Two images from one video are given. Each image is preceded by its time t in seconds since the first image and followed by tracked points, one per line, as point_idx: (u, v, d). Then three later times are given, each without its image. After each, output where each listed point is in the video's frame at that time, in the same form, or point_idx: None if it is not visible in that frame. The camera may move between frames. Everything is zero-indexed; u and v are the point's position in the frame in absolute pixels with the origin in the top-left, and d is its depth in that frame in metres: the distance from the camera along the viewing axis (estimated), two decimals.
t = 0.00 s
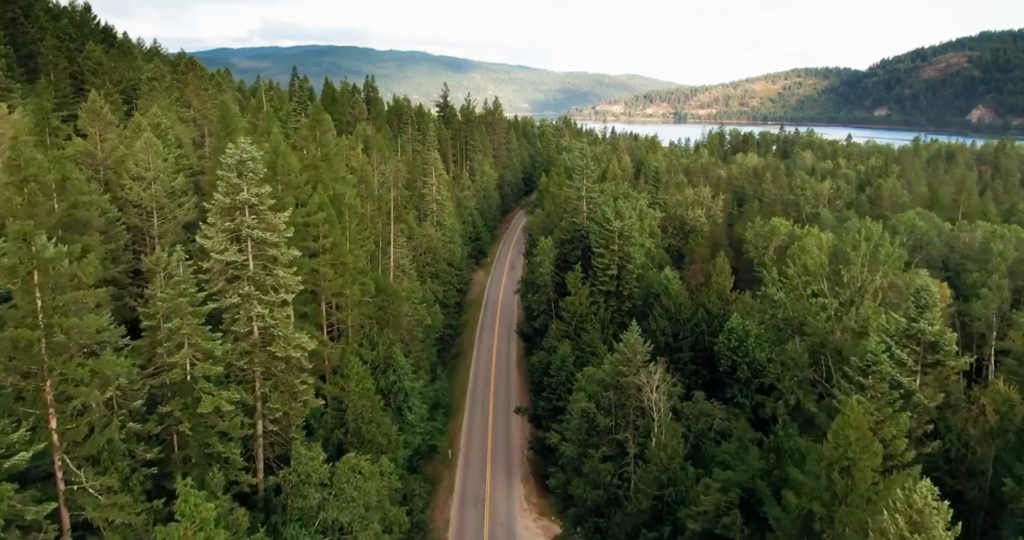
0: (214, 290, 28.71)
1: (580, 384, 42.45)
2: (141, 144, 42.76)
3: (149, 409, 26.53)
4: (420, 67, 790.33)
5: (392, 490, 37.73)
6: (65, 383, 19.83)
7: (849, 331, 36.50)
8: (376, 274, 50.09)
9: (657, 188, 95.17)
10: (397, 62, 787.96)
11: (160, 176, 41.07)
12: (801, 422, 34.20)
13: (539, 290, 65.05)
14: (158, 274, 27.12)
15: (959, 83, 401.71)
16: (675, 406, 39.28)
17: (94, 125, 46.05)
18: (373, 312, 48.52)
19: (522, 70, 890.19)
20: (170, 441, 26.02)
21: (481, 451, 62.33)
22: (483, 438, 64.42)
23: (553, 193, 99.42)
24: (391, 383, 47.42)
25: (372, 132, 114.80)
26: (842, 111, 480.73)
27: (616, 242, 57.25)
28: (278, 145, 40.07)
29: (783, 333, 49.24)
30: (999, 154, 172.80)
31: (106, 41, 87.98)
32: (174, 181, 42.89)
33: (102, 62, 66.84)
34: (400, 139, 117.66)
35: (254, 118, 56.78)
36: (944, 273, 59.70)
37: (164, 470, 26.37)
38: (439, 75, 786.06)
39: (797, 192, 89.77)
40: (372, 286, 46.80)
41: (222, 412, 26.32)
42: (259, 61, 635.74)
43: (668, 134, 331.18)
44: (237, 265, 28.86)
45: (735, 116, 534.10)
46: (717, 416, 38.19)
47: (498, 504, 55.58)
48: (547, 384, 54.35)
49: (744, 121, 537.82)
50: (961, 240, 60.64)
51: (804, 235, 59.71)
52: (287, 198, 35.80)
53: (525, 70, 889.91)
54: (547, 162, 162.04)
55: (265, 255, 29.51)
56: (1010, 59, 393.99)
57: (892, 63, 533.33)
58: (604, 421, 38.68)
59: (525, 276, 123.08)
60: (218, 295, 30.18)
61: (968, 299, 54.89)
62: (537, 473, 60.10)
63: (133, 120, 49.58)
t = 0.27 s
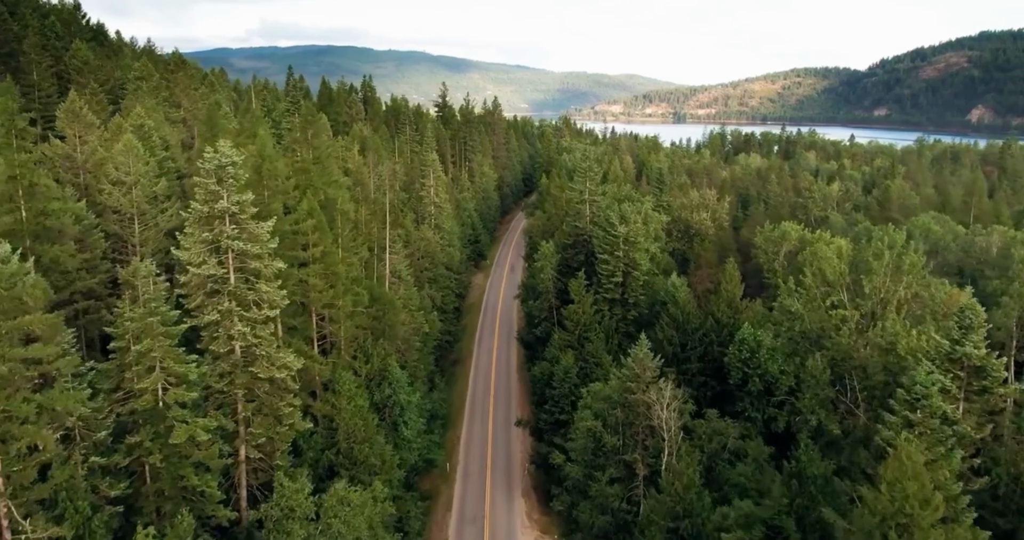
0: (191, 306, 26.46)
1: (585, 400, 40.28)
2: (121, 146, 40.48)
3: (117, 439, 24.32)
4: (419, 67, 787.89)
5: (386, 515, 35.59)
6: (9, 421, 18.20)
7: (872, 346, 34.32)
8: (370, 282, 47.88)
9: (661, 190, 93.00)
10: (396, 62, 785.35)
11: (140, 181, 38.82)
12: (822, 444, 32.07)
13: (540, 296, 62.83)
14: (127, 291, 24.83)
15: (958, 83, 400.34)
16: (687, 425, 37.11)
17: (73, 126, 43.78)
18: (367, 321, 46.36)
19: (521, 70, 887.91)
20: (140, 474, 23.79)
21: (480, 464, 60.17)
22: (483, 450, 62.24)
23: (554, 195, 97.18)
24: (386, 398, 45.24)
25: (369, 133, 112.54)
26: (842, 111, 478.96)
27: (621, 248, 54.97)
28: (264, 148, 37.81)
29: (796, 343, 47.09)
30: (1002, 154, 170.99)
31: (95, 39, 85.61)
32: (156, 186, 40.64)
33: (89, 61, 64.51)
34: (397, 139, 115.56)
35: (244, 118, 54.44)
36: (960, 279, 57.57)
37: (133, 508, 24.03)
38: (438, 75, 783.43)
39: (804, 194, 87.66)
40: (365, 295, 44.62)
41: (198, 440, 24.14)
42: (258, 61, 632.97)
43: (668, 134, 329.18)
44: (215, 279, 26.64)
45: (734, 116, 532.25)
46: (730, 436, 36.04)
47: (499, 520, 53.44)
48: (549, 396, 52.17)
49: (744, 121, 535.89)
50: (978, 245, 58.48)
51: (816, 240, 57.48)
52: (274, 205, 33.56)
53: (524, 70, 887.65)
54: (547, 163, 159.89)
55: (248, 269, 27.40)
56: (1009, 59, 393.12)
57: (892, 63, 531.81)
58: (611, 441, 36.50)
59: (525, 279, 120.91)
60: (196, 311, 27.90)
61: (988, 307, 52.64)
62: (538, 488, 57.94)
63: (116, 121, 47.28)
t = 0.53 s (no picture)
0: (159, 329, 23.81)
1: (592, 421, 37.67)
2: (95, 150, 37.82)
3: (72, 479, 21.68)
4: (419, 66, 785.35)
5: None
6: None
7: (903, 365, 31.76)
8: (363, 292, 45.29)
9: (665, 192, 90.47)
10: (395, 62, 782.55)
11: (115, 187, 36.20)
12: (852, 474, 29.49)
13: (542, 305, 60.30)
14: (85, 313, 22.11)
15: (958, 83, 398.43)
16: (702, 449, 34.55)
17: (45, 128, 41.10)
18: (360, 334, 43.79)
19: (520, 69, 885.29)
20: (98, 521, 21.16)
21: (480, 480, 57.74)
22: (482, 465, 59.81)
23: (555, 198, 94.63)
24: (381, 415, 42.73)
25: (366, 133, 109.89)
26: (842, 111, 476.95)
27: (627, 255, 52.40)
28: (248, 151, 35.16)
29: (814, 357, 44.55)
30: (1007, 155, 168.81)
31: (80, 37, 82.83)
32: (132, 192, 37.99)
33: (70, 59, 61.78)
34: (395, 140, 112.98)
35: (231, 119, 51.80)
36: (981, 287, 55.14)
37: None
38: (437, 75, 780.79)
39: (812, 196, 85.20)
40: (357, 307, 42.03)
41: (164, 482, 21.55)
42: (256, 61, 630.02)
43: (668, 134, 326.92)
44: (186, 298, 23.97)
45: (734, 116, 530.04)
46: (749, 462, 33.49)
47: None
48: (552, 412, 49.65)
49: (743, 121, 533.85)
50: (1000, 251, 56.04)
51: (831, 246, 54.97)
52: (256, 214, 30.92)
53: (523, 70, 885.14)
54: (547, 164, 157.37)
55: (223, 286, 24.80)
56: (1009, 59, 391.71)
57: (892, 62, 529.95)
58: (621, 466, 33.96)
59: (525, 284, 118.35)
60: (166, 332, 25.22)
61: (1013, 317, 50.20)
62: (540, 505, 55.48)
63: (93, 122, 44.59)
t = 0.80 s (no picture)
0: (126, 353, 21.61)
1: (599, 441, 35.48)
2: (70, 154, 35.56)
3: (24, 524, 19.46)
4: (418, 66, 782.80)
5: None
6: None
7: (933, 384, 29.60)
8: (357, 301, 43.08)
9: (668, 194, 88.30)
10: (394, 62, 780.65)
11: (90, 193, 33.95)
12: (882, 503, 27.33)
13: (544, 312, 58.11)
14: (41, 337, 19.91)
15: (958, 83, 396.74)
16: (717, 472, 32.41)
17: (19, 131, 38.85)
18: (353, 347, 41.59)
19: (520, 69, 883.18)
20: None
21: (480, 495, 55.66)
22: (482, 478, 57.76)
23: (556, 201, 92.43)
24: (375, 432, 40.59)
25: (362, 134, 107.62)
26: (842, 110, 475.08)
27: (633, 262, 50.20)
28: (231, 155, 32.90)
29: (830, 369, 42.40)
30: (1011, 155, 166.86)
31: (67, 36, 80.43)
32: (109, 198, 35.72)
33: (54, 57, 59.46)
34: (392, 141, 110.72)
35: (219, 121, 49.48)
36: (1001, 294, 53.03)
37: None
38: (436, 75, 779.15)
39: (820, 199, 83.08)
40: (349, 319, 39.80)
41: (127, 526, 19.35)
42: (254, 61, 627.63)
43: (668, 134, 325.26)
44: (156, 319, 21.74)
45: (733, 116, 527.91)
46: (767, 487, 31.34)
47: None
48: (555, 426, 47.51)
49: (743, 121, 532.05)
50: (1019, 256, 53.91)
51: (845, 251, 52.83)
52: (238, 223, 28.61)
53: (523, 70, 883.04)
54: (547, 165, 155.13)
55: (197, 305, 22.59)
56: (1008, 59, 390.40)
57: (891, 62, 528.36)
58: (630, 492, 31.80)
59: (525, 286, 116.19)
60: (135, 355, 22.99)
61: None
62: (543, 522, 53.42)
63: (71, 124, 42.29)
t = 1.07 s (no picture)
0: (80, 387, 19.06)
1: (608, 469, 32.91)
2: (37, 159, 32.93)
3: None
4: (416, 66, 779.94)
5: None
6: None
7: (977, 412, 27.06)
8: (348, 314, 40.48)
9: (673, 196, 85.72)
10: (394, 62, 777.95)
11: (56, 201, 31.30)
12: None
13: (547, 323, 55.49)
14: None
15: (958, 83, 394.64)
16: (736, 504, 29.90)
17: None
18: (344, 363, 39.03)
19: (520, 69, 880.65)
20: None
21: (479, 515, 53.32)
22: (482, 497, 55.42)
23: (558, 203, 89.87)
24: (368, 455, 38.05)
25: (359, 135, 104.94)
26: (842, 110, 472.85)
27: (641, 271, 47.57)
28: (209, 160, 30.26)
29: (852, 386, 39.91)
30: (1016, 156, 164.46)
31: (52, 34, 77.74)
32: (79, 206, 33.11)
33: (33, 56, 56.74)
34: (389, 143, 108.11)
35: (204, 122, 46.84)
36: None
37: None
38: (436, 75, 776.75)
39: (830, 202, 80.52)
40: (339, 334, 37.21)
41: None
42: (252, 62, 624.84)
43: (669, 134, 322.99)
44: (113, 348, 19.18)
45: (733, 116, 525.64)
46: (792, 521, 28.82)
47: None
48: (559, 445, 45.00)
49: (742, 121, 530.01)
50: None
51: (863, 259, 50.24)
52: (214, 236, 25.91)
53: (522, 70, 880.58)
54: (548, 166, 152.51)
55: (160, 332, 20.05)
56: (1009, 59, 388.53)
57: (891, 62, 526.28)
58: (643, 526, 29.28)
59: (526, 291, 113.77)
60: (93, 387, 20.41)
61: None
62: None
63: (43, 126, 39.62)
